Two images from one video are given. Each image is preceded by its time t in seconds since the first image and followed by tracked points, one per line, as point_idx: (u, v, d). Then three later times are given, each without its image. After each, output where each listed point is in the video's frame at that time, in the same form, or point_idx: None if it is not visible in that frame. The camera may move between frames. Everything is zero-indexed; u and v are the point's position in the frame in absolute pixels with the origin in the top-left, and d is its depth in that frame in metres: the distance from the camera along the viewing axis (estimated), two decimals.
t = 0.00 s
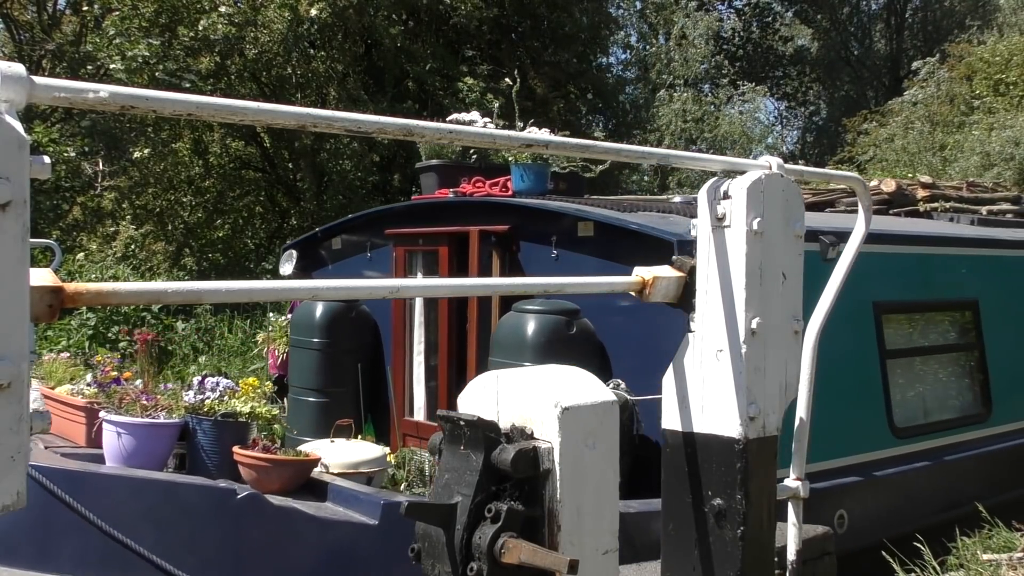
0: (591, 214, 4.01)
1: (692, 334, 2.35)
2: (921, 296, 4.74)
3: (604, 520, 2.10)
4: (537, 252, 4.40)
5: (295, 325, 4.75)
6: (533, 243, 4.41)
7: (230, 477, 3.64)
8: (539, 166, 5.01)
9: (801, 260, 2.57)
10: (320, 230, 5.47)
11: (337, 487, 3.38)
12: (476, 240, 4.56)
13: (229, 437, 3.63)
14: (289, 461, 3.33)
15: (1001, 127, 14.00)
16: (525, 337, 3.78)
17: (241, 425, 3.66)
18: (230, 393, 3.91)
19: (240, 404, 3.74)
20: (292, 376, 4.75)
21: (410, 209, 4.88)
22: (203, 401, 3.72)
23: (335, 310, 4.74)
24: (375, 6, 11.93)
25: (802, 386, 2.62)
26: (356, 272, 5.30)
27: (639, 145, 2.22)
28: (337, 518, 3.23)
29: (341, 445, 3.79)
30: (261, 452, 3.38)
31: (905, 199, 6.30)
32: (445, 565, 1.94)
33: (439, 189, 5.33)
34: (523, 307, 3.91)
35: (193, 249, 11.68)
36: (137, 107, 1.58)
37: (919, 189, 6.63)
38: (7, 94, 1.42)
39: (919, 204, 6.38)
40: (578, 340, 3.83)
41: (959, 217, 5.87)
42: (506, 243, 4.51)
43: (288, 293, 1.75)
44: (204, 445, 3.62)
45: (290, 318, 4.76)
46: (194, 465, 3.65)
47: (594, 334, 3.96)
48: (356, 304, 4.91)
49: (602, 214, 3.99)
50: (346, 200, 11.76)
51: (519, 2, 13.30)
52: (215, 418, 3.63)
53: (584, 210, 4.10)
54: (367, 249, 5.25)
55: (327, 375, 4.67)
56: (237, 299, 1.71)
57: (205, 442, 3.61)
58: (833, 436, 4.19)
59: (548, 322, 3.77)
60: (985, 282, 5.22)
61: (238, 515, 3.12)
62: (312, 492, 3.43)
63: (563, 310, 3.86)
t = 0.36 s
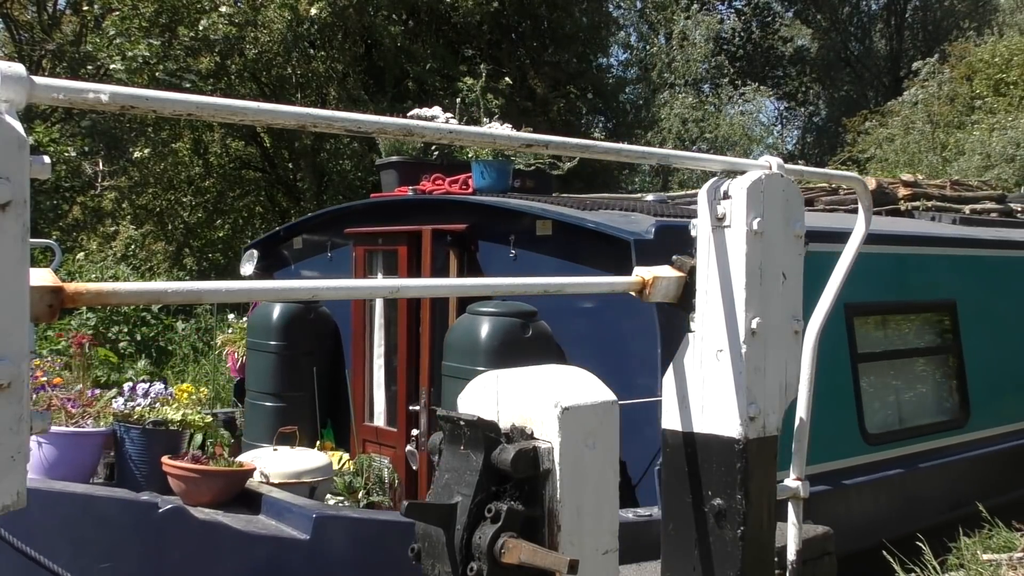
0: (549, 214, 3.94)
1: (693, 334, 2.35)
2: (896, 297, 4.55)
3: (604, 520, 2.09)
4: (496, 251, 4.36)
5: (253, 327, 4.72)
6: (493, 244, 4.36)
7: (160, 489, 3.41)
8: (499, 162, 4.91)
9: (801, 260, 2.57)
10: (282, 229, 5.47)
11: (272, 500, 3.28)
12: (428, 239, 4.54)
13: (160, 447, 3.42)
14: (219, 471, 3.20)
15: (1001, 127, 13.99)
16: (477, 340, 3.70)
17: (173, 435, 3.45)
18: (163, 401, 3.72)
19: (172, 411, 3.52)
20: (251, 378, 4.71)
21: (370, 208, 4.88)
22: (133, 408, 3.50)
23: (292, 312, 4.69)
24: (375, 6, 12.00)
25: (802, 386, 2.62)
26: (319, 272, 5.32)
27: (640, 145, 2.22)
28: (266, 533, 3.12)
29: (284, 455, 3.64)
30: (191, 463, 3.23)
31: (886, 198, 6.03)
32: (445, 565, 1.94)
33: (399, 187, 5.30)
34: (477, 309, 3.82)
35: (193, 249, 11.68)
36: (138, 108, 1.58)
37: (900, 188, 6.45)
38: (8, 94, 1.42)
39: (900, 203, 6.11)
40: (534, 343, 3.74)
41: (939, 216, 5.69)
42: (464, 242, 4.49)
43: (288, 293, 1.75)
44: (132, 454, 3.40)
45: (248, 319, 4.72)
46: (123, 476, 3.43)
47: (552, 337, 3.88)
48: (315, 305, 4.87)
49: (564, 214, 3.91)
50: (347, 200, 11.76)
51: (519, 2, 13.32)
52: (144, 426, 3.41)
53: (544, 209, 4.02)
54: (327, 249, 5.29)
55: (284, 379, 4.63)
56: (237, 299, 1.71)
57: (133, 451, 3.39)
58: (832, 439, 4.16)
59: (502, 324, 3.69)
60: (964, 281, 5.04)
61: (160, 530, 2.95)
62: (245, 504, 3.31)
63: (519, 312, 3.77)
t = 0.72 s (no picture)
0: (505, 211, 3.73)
1: (693, 334, 2.35)
2: (870, 298, 4.41)
3: (604, 520, 2.10)
4: (451, 251, 4.15)
5: (207, 328, 4.48)
6: (447, 242, 4.15)
7: (82, 502, 3.20)
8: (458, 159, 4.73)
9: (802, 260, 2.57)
10: (242, 227, 5.26)
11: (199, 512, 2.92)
12: (375, 239, 4.34)
13: (80, 458, 3.24)
14: (142, 483, 2.85)
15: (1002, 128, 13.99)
16: (427, 344, 3.41)
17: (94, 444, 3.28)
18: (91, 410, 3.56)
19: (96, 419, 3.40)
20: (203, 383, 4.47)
21: (325, 205, 4.65)
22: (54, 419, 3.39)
23: (248, 313, 4.46)
24: (375, 6, 11.97)
25: (802, 386, 2.63)
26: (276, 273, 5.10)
27: (639, 146, 2.23)
28: (185, 550, 2.77)
29: (222, 463, 3.39)
30: (113, 475, 2.90)
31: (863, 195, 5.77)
32: (445, 565, 1.94)
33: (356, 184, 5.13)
34: (426, 311, 3.54)
35: (194, 249, 11.68)
36: (138, 107, 1.58)
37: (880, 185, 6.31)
38: (7, 93, 1.42)
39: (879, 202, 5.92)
40: (487, 348, 3.46)
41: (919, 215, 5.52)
42: (418, 241, 4.27)
43: (290, 293, 1.75)
44: (52, 466, 3.21)
45: (201, 321, 4.48)
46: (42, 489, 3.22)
47: (507, 339, 3.60)
48: (272, 307, 4.64)
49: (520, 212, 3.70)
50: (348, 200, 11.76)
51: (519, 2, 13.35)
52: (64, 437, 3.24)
53: (500, 207, 3.82)
54: (285, 249, 5.08)
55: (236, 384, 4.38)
56: (237, 299, 1.71)
57: (53, 463, 3.19)
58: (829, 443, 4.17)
59: (453, 327, 3.41)
60: (961, 281, 5.04)
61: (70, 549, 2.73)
62: (172, 517, 2.97)
63: (471, 314, 3.50)
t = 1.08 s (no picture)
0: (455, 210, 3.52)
1: (693, 334, 2.35)
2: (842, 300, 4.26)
3: (603, 520, 2.09)
4: (402, 251, 3.90)
5: (159, 330, 4.42)
6: (399, 242, 3.91)
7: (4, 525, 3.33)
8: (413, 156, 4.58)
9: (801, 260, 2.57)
10: (199, 225, 5.02)
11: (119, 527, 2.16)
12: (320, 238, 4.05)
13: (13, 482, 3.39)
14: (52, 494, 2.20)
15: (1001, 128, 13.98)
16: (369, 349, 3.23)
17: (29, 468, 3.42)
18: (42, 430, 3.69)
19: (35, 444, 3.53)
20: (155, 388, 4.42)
21: (283, 203, 4.35)
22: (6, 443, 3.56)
23: (200, 315, 4.37)
24: (375, 6, 11.92)
25: (802, 385, 2.62)
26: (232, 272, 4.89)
27: (639, 146, 2.22)
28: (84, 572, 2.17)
29: (152, 475, 3.00)
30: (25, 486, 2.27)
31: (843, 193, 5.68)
32: (446, 565, 1.93)
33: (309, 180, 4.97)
34: (370, 312, 3.35)
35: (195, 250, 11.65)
36: (138, 107, 1.58)
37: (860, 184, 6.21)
38: (7, 93, 1.42)
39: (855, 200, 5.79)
40: (434, 352, 3.30)
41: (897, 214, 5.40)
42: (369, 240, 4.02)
43: (290, 293, 1.75)
44: None
45: (153, 323, 4.42)
46: None
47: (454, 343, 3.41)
48: (226, 308, 4.55)
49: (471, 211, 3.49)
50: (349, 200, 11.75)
51: (519, 2, 13.39)
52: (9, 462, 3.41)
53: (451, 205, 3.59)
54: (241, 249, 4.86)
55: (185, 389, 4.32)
56: (236, 300, 1.72)
57: None
58: (832, 445, 4.19)
59: (397, 330, 3.24)
60: (959, 281, 5.03)
61: None
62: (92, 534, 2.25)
63: (419, 317, 3.33)
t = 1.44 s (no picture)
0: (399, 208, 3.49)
1: (693, 334, 2.35)
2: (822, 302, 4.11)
3: (604, 519, 2.09)
4: (350, 251, 3.87)
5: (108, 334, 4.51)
6: (346, 242, 3.88)
7: None
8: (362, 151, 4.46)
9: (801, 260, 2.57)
10: (152, 225, 5.02)
11: (27, 543, 1.49)
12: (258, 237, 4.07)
13: None
14: None
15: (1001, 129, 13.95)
16: (308, 353, 3.30)
17: None
18: None
19: None
20: (104, 392, 4.52)
21: (231, 201, 4.39)
22: None
23: (147, 318, 4.44)
24: (375, 6, 12.11)
25: (802, 385, 2.62)
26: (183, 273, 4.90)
27: (639, 146, 2.22)
28: None
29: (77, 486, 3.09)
30: None
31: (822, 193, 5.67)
32: (444, 566, 1.91)
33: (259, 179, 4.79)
34: (313, 315, 3.43)
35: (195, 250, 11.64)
36: (138, 107, 1.58)
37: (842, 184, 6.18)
38: (7, 94, 1.42)
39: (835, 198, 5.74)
40: (376, 356, 3.36)
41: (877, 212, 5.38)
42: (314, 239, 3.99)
43: (290, 293, 1.75)
44: None
45: (103, 325, 4.51)
46: None
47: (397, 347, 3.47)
48: (178, 309, 4.59)
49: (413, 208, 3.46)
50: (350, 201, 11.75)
51: (519, 2, 13.42)
52: None
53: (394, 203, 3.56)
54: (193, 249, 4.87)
55: (131, 393, 4.41)
56: (237, 300, 1.71)
57: None
58: (832, 445, 4.18)
59: (338, 333, 3.31)
60: (959, 282, 5.02)
61: None
62: None
63: (361, 320, 3.39)
